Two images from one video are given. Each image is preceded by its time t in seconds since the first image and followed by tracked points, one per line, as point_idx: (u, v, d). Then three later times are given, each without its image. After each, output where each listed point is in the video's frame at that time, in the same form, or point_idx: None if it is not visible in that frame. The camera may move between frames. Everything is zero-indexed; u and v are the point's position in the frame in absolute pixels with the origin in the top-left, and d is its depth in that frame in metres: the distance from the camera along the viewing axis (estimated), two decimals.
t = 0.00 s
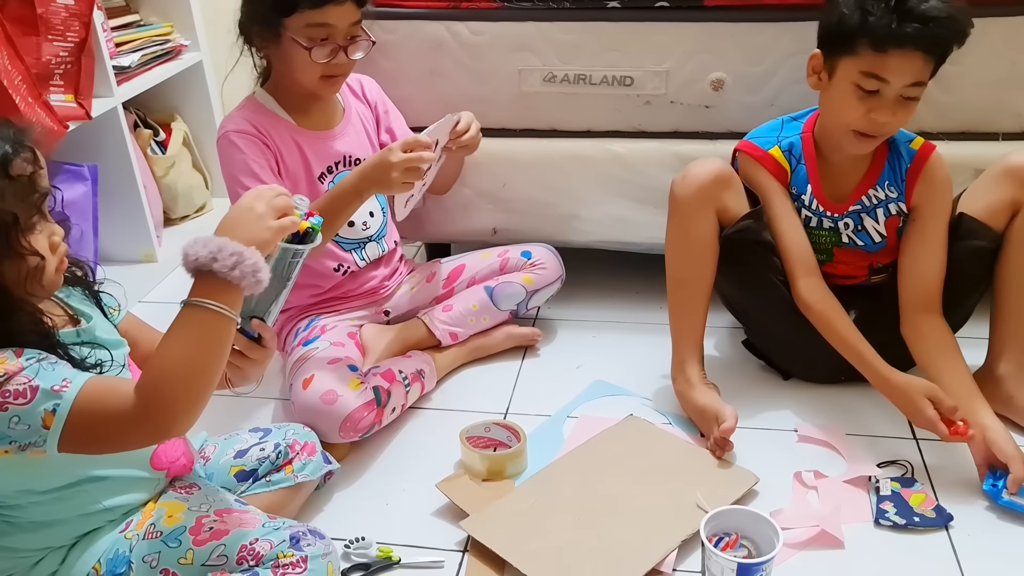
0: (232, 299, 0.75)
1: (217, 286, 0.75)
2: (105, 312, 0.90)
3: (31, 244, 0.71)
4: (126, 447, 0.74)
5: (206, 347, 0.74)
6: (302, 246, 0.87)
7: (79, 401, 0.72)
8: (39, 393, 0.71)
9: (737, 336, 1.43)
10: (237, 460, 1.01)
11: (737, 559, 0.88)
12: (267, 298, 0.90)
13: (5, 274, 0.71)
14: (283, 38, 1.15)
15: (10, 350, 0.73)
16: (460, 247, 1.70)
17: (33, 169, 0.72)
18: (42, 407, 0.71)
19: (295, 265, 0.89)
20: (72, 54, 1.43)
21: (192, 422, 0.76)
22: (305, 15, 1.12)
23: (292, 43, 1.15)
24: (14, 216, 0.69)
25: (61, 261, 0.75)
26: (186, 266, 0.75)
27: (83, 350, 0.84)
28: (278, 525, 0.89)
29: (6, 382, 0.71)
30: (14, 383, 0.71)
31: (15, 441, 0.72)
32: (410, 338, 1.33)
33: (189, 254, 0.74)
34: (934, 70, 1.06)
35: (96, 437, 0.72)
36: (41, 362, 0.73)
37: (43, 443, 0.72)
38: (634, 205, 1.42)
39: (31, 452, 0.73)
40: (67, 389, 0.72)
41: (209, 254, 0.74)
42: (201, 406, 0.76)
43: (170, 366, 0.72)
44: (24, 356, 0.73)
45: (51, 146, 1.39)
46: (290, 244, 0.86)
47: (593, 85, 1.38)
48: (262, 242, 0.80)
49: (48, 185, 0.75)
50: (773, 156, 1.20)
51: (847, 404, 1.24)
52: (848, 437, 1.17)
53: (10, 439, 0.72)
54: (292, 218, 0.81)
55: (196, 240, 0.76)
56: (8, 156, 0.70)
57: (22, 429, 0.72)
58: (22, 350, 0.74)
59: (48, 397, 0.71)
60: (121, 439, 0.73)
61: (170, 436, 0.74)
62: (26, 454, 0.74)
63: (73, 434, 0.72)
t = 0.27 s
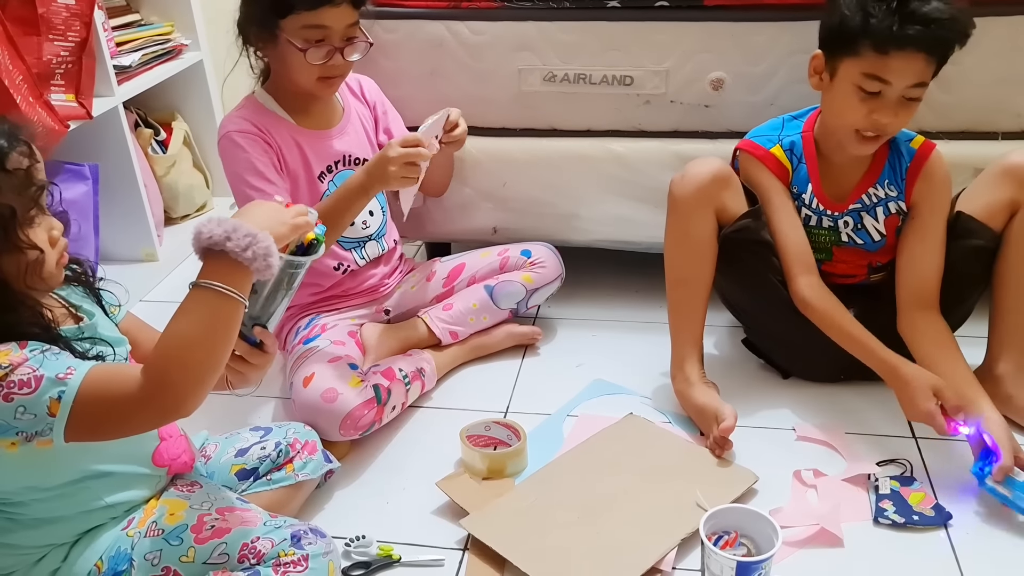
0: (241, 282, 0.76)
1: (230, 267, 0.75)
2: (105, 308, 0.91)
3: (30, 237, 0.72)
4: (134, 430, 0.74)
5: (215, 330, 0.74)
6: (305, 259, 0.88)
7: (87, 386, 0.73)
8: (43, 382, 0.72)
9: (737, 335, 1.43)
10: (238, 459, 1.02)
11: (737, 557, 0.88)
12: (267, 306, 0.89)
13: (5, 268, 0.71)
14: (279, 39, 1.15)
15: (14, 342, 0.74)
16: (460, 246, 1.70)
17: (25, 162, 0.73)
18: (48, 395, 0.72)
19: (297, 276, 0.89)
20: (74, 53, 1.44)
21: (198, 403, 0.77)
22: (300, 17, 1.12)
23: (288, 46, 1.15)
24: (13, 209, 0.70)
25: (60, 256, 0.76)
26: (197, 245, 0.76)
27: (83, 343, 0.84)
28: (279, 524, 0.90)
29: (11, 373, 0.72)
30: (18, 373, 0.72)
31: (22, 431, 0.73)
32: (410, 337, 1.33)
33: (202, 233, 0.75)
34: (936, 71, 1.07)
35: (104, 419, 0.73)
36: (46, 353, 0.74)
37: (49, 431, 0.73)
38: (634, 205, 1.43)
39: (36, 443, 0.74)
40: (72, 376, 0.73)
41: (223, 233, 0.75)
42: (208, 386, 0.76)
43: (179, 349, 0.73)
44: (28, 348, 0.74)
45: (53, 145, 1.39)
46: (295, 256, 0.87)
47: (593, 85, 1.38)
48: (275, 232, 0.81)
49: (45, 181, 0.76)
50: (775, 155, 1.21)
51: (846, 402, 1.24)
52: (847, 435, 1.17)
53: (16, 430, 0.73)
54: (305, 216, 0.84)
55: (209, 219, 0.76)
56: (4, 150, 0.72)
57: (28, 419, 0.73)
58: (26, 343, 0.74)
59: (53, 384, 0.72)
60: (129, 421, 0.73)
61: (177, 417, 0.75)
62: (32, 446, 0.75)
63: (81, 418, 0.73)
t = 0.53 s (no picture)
0: (239, 281, 0.76)
1: (229, 263, 0.75)
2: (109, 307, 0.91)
3: (36, 236, 0.72)
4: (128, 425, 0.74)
5: (210, 324, 0.74)
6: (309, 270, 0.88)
7: (84, 382, 0.72)
8: (39, 377, 0.72)
9: (737, 334, 1.43)
10: (239, 458, 1.02)
11: (737, 556, 0.88)
12: (272, 315, 0.89)
13: (8, 266, 0.71)
14: (278, 40, 1.15)
15: (13, 339, 0.74)
16: (461, 245, 1.70)
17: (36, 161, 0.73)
18: (43, 391, 0.72)
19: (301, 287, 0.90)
20: (74, 52, 1.43)
21: (194, 400, 0.76)
22: (299, 18, 1.12)
23: (286, 45, 1.15)
24: (21, 207, 0.70)
25: (65, 256, 0.76)
26: (197, 244, 0.76)
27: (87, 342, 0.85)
28: (280, 523, 0.90)
29: (7, 369, 0.71)
30: (14, 369, 0.71)
31: (20, 428, 0.73)
32: (411, 337, 1.33)
33: (200, 230, 0.75)
34: (937, 48, 1.08)
35: (99, 413, 0.73)
36: (43, 350, 0.74)
37: (45, 428, 0.73)
38: (634, 204, 1.43)
39: (34, 439, 0.74)
40: (67, 372, 0.72)
41: (221, 229, 0.75)
42: (202, 386, 0.76)
43: (173, 343, 0.73)
44: (27, 344, 0.74)
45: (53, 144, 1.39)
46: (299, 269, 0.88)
47: (594, 84, 1.38)
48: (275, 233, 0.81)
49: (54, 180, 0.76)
50: (782, 147, 1.20)
51: (847, 402, 1.24)
52: (847, 435, 1.17)
53: (14, 427, 0.73)
54: (306, 225, 0.84)
55: (210, 216, 0.77)
56: (15, 148, 0.72)
57: (24, 415, 0.72)
58: (25, 340, 0.74)
59: (48, 381, 0.72)
60: (122, 416, 0.73)
61: (171, 413, 0.74)
62: (31, 442, 0.75)
63: (77, 414, 0.73)
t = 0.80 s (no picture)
0: (243, 285, 0.75)
1: (237, 265, 0.75)
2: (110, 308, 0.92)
3: (48, 236, 0.73)
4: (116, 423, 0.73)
5: (205, 326, 0.73)
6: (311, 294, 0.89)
7: (75, 377, 0.72)
8: (32, 370, 0.71)
9: (737, 336, 1.43)
10: (238, 456, 1.02)
11: (735, 559, 0.89)
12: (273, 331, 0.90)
13: (19, 264, 0.72)
14: (283, 39, 1.15)
15: (10, 332, 0.74)
16: (462, 245, 1.71)
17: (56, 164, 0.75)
18: (35, 383, 0.71)
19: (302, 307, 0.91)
20: (77, 49, 1.44)
21: (183, 402, 0.75)
22: (306, 17, 1.13)
23: (292, 44, 1.15)
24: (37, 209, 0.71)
25: (70, 258, 0.77)
26: (204, 246, 0.76)
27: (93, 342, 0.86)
28: (280, 522, 0.90)
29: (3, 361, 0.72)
30: (9, 361, 0.72)
31: (14, 421, 0.73)
32: (411, 337, 1.33)
33: (211, 231, 0.75)
34: (938, 41, 1.09)
35: (86, 408, 0.72)
36: (38, 343, 0.74)
37: (37, 421, 0.72)
38: (635, 206, 1.43)
39: (30, 433, 0.74)
40: (59, 366, 0.72)
41: (231, 232, 0.75)
42: (194, 388, 0.74)
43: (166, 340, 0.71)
44: (24, 338, 0.74)
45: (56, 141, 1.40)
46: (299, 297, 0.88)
47: (596, 86, 1.39)
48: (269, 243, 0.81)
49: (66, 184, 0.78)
50: (784, 144, 1.20)
51: (846, 405, 1.24)
52: (846, 439, 1.17)
53: (9, 420, 0.73)
54: (306, 252, 0.85)
55: (218, 220, 0.76)
56: (37, 150, 0.72)
57: (16, 407, 0.72)
58: (23, 333, 0.74)
59: (40, 373, 0.72)
60: (110, 412, 0.72)
61: (159, 414, 0.73)
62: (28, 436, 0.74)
63: (65, 410, 0.72)
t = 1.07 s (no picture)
0: (231, 287, 0.75)
1: (222, 269, 0.75)
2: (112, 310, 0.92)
3: (53, 237, 0.73)
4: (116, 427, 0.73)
5: (197, 328, 0.73)
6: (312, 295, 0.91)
7: (74, 384, 0.72)
8: (31, 374, 0.72)
9: (737, 345, 1.43)
10: (238, 459, 1.02)
11: (732, 567, 0.89)
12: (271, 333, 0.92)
13: (24, 265, 0.72)
14: (292, 45, 1.15)
15: (9, 334, 0.74)
16: (462, 250, 1.71)
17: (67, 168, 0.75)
18: (34, 388, 0.72)
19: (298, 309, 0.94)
20: (82, 50, 1.44)
21: (182, 406, 0.75)
22: (315, 25, 1.13)
23: (300, 52, 1.15)
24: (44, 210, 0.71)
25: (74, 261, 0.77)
26: (192, 248, 0.76)
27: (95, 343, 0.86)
28: (279, 525, 0.90)
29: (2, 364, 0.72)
30: (8, 365, 0.72)
31: (13, 424, 0.73)
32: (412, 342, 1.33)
33: (195, 235, 0.75)
34: (939, 53, 1.10)
35: (84, 416, 0.72)
36: (37, 346, 0.74)
37: (36, 425, 0.72)
38: (637, 213, 1.43)
39: (29, 435, 0.74)
40: (58, 371, 0.72)
41: (216, 235, 0.75)
42: (189, 394, 0.75)
43: (158, 344, 0.72)
44: (23, 340, 0.74)
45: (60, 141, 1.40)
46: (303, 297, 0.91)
47: (599, 93, 1.39)
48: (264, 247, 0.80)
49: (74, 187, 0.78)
50: (784, 152, 1.21)
51: (845, 415, 1.25)
52: (844, 448, 1.18)
53: (7, 423, 0.73)
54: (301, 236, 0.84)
55: (205, 222, 0.77)
56: (48, 154, 0.72)
57: (16, 410, 0.72)
58: (22, 335, 0.74)
59: (39, 377, 0.72)
60: (108, 419, 0.72)
61: (158, 418, 0.73)
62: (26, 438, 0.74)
63: (65, 417, 0.72)
